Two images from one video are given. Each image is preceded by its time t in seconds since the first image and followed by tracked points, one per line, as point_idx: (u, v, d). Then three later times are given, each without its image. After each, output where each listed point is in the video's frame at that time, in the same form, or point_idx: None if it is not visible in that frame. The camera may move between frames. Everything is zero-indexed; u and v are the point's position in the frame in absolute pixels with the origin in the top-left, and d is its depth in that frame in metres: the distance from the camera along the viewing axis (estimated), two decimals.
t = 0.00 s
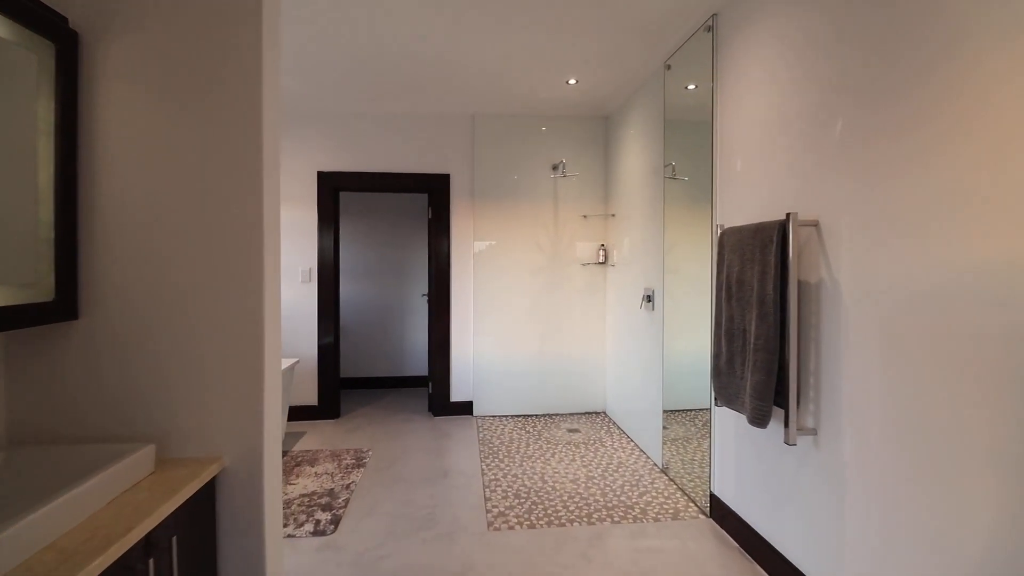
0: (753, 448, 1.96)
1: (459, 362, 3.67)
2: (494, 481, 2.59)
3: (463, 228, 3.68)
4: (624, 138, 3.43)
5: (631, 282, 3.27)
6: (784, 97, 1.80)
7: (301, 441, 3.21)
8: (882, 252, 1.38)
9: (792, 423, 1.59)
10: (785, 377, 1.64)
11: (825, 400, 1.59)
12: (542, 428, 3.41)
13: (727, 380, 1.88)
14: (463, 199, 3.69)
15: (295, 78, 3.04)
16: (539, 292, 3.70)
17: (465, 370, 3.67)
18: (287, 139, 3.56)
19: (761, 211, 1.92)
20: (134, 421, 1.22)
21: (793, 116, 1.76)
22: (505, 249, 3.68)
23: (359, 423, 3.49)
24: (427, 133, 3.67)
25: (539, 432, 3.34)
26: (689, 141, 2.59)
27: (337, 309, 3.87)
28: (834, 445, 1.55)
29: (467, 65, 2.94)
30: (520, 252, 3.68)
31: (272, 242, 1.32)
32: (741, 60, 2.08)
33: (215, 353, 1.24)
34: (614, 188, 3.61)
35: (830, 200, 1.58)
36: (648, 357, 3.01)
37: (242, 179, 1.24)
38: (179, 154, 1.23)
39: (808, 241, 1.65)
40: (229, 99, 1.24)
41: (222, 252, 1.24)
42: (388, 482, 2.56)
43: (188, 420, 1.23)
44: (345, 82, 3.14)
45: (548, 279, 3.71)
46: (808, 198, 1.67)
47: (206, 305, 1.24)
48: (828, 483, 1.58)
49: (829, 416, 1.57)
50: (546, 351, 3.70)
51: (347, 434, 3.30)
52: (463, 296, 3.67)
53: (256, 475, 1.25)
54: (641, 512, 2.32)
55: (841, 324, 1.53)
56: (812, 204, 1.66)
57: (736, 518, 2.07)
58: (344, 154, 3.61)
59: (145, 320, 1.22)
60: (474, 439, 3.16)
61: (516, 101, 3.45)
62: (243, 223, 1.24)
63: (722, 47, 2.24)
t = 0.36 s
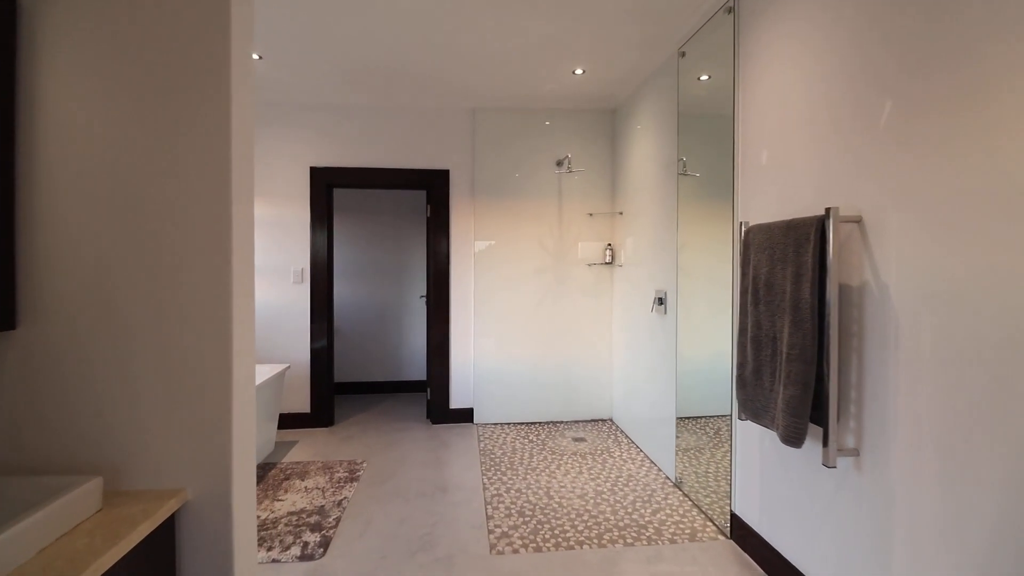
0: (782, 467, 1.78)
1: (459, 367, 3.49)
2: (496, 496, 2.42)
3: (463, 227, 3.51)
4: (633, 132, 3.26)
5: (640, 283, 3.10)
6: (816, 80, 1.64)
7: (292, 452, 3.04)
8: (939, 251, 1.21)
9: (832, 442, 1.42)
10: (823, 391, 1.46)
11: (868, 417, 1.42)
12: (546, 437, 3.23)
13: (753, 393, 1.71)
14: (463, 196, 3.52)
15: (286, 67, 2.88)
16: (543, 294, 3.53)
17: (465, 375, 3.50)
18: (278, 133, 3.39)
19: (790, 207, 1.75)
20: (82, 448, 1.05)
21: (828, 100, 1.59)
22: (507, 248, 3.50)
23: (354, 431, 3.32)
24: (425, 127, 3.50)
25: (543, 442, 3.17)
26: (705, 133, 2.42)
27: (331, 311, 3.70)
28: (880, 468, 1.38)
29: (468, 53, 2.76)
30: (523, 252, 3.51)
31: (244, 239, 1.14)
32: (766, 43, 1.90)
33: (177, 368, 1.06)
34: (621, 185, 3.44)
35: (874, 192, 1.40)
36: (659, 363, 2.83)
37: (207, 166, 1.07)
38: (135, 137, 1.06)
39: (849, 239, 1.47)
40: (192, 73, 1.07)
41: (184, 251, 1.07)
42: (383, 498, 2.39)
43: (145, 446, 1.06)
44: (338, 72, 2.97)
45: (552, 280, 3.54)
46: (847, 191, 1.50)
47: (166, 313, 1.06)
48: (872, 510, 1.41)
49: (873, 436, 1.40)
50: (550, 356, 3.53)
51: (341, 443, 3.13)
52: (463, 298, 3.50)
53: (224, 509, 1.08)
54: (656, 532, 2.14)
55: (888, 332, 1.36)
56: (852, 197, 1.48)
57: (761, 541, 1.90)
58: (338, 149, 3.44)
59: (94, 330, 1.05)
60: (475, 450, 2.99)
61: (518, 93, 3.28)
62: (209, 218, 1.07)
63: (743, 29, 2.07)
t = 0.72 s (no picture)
0: (813, 488, 1.63)
1: (458, 372, 3.34)
2: (499, 513, 2.27)
3: (463, 226, 3.35)
4: (642, 126, 3.11)
5: (650, 285, 2.94)
6: (851, 62, 1.48)
7: (283, 463, 2.88)
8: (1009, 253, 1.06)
9: (878, 466, 1.27)
10: (866, 409, 1.31)
11: (919, 438, 1.27)
12: (550, 447, 3.08)
13: (784, 408, 1.55)
14: (464, 193, 3.36)
15: (276, 57, 2.73)
16: (546, 296, 3.38)
17: (465, 381, 3.35)
18: (269, 127, 3.23)
19: (822, 203, 1.60)
20: (17, 482, 0.89)
21: (865, 83, 1.44)
22: (509, 248, 3.35)
23: (349, 440, 3.16)
24: (423, 121, 3.35)
25: (546, 451, 3.02)
26: (722, 125, 2.27)
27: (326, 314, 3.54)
28: (933, 497, 1.22)
29: (469, 43, 2.61)
30: (526, 252, 3.36)
31: (211, 238, 0.99)
32: (792, 24, 1.75)
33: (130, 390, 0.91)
34: (628, 182, 3.28)
35: (924, 186, 1.25)
36: (670, 370, 2.68)
37: (166, 154, 0.92)
38: (80, 119, 0.91)
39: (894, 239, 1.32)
40: (148, 45, 0.92)
41: (139, 252, 0.91)
42: (379, 516, 2.24)
43: (94, 480, 0.91)
44: (331, 61, 2.81)
45: (556, 281, 3.38)
46: (891, 184, 1.35)
47: (117, 324, 0.91)
48: (924, 543, 1.25)
49: (924, 459, 1.25)
50: (554, 361, 3.38)
51: (334, 454, 2.97)
52: (463, 300, 3.34)
53: (187, 552, 0.93)
54: (672, 555, 1.99)
55: (942, 344, 1.21)
56: (896, 191, 1.33)
57: (788, 567, 1.75)
58: (332, 144, 3.29)
59: (30, 344, 0.89)
60: (476, 461, 2.83)
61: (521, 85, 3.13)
62: (168, 213, 0.92)
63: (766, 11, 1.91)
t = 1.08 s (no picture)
0: (855, 513, 1.47)
1: (459, 378, 3.17)
2: (504, 533, 2.11)
3: (464, 225, 3.19)
4: (653, 119, 2.94)
5: (662, 287, 2.78)
6: (899, 37, 1.32)
7: (273, 475, 2.72)
8: None
9: (938, 495, 1.11)
10: (924, 429, 1.15)
11: (987, 463, 1.11)
12: (556, 457, 2.91)
13: (825, 425, 1.39)
14: (465, 190, 3.20)
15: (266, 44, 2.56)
16: (551, 298, 3.22)
17: (466, 388, 3.18)
18: (260, 120, 3.07)
19: (864, 196, 1.44)
20: None
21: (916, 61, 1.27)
22: (512, 248, 3.19)
23: (344, 450, 3.00)
24: (422, 114, 3.18)
25: (553, 461, 2.86)
26: (743, 115, 2.11)
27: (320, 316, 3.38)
28: (1006, 533, 1.06)
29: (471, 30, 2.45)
30: (530, 252, 3.20)
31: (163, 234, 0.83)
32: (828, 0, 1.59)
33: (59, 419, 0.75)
34: (638, 178, 3.12)
35: (993, 175, 1.09)
36: (684, 377, 2.52)
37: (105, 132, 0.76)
38: None
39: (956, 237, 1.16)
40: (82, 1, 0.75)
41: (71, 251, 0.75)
42: (373, 536, 2.07)
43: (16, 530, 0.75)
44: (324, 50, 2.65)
45: (562, 282, 3.22)
46: (950, 174, 1.19)
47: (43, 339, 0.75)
48: None
49: (995, 488, 1.09)
50: (560, 366, 3.22)
51: (328, 465, 2.81)
52: (465, 302, 3.18)
53: None
54: None
55: (1018, 357, 1.04)
56: (958, 182, 1.17)
57: None
58: (327, 138, 3.12)
59: None
60: (478, 473, 2.67)
61: (525, 76, 2.97)
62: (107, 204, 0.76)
63: None
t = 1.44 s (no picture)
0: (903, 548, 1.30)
1: (460, 386, 3.01)
2: (507, 558, 1.94)
3: (465, 225, 3.03)
4: (665, 111, 2.78)
5: (675, 290, 2.62)
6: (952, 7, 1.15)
7: (263, 490, 2.56)
8: None
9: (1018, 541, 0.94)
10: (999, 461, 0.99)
11: None
12: (562, 470, 2.75)
13: (874, 450, 1.23)
14: (465, 188, 3.04)
15: (253, 30, 2.41)
16: (556, 301, 3.05)
17: (467, 396, 3.02)
18: (250, 113, 2.92)
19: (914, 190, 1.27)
20: None
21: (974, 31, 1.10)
22: (515, 249, 3.03)
23: (338, 463, 2.83)
24: (420, 107, 3.02)
25: (559, 475, 2.70)
26: (768, 105, 1.94)
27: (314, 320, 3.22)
28: None
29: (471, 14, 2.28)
30: (535, 253, 3.04)
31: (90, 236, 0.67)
32: None
33: None
34: (648, 175, 2.96)
35: None
36: (700, 388, 2.35)
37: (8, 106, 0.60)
38: None
39: None
40: None
41: None
42: (366, 561, 1.91)
43: None
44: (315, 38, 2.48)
45: (568, 285, 3.06)
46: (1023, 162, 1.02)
47: None
48: None
49: None
50: (566, 373, 3.05)
51: (321, 479, 2.65)
52: (466, 306, 3.02)
53: None
54: None
55: None
56: None
57: None
58: (320, 132, 2.96)
59: None
60: (480, 489, 2.51)
61: (529, 66, 2.80)
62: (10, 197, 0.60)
63: None
